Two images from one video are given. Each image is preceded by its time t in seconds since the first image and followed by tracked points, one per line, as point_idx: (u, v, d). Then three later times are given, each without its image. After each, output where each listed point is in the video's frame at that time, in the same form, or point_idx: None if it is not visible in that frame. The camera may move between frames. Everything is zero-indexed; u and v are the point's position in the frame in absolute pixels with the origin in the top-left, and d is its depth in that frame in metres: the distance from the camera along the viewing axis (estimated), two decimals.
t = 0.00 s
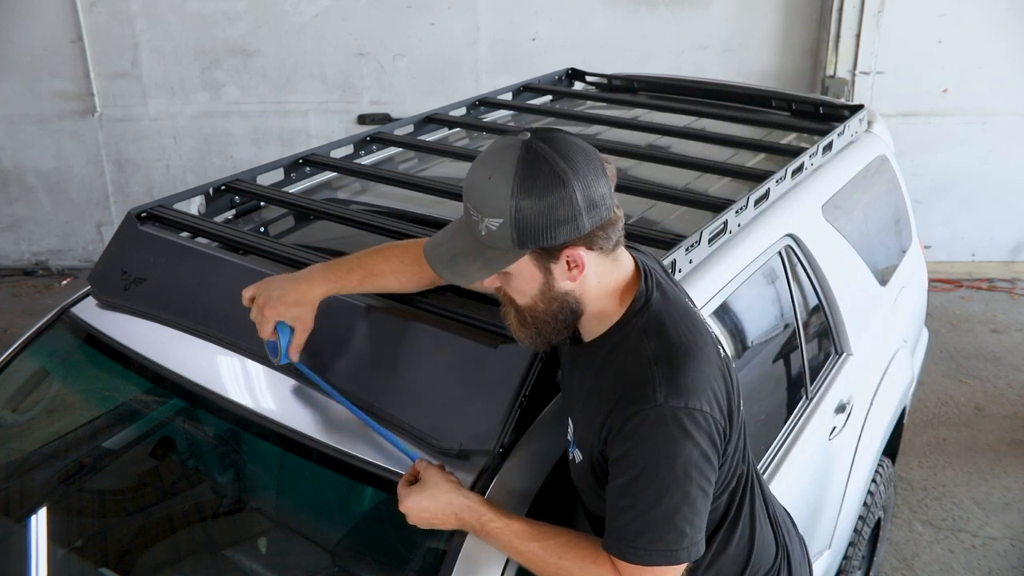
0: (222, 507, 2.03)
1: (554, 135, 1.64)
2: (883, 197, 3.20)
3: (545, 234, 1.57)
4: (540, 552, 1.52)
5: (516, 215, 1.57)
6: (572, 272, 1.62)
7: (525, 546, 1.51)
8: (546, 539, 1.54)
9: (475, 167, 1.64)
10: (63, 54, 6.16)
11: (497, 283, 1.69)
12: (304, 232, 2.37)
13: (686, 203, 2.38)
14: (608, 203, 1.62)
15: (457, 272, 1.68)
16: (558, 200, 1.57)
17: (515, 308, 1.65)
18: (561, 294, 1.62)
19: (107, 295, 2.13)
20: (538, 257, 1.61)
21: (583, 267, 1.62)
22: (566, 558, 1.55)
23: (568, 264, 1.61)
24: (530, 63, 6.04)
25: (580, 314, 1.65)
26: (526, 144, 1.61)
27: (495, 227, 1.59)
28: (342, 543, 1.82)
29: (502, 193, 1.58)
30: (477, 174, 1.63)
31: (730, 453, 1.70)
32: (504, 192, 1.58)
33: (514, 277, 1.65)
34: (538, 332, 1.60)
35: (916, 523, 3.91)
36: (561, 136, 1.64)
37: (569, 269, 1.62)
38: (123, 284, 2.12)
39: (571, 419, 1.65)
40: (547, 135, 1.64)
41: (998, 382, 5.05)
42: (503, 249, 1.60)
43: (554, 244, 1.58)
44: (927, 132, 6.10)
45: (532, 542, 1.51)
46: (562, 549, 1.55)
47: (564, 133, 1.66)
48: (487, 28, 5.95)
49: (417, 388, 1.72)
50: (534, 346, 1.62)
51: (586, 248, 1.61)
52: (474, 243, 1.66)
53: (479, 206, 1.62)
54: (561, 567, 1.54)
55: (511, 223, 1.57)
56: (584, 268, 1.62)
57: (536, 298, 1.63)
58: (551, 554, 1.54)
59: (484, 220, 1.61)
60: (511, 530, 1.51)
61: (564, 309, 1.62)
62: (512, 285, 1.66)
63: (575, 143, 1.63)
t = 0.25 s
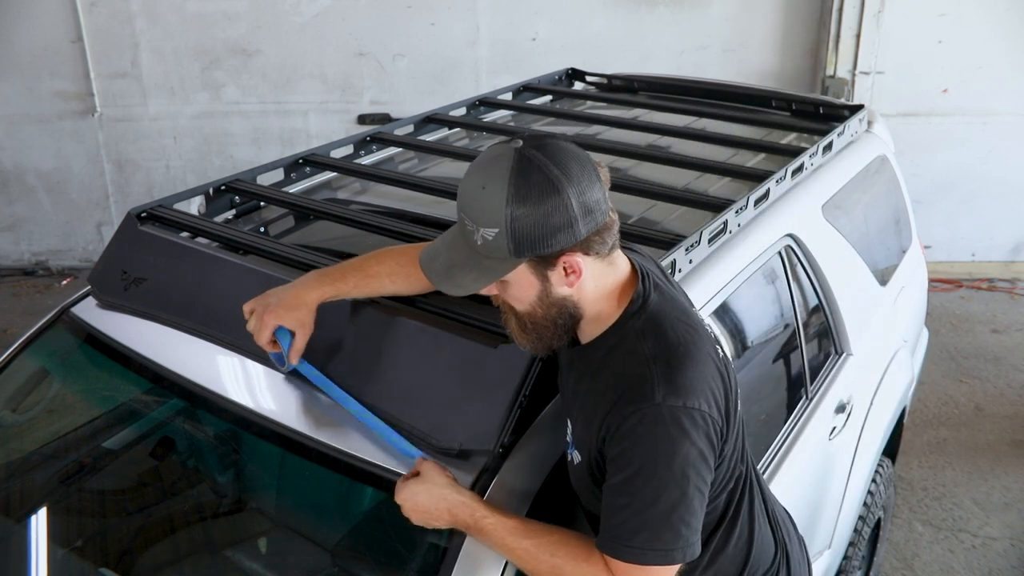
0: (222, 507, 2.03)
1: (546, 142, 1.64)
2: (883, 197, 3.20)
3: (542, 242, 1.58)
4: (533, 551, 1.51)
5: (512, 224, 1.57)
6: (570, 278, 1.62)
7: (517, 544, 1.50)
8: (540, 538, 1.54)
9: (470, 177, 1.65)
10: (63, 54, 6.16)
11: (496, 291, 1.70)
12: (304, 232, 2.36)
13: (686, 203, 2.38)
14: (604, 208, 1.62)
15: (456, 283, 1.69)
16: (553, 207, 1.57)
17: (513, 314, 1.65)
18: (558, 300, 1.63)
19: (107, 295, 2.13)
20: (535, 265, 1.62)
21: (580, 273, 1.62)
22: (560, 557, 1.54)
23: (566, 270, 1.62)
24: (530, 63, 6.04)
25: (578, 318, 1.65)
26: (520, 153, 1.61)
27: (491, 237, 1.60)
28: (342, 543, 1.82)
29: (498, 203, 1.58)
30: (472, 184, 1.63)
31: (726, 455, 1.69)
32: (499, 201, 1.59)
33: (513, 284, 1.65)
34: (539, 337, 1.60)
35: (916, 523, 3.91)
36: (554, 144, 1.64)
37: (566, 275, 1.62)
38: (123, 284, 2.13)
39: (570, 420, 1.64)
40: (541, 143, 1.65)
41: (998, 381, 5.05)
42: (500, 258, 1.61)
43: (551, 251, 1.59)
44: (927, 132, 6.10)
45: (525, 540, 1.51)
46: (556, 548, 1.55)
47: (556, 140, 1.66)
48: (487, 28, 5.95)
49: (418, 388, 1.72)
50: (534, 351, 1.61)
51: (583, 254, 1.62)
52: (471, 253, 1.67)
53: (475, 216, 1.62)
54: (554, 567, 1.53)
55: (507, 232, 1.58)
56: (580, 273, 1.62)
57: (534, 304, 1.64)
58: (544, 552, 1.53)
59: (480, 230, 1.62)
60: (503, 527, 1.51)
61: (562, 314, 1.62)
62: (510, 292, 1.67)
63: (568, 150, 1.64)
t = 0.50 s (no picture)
0: (222, 507, 2.03)
1: (536, 154, 1.62)
2: (882, 197, 3.20)
3: (532, 257, 1.57)
4: (526, 548, 1.51)
5: (502, 239, 1.56)
6: (562, 289, 1.61)
7: (511, 539, 1.51)
8: (536, 537, 1.54)
9: (458, 189, 1.63)
10: (63, 54, 6.16)
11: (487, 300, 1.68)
12: (304, 232, 2.36)
13: (686, 202, 2.38)
14: (594, 219, 1.61)
15: (445, 296, 1.67)
16: (542, 221, 1.56)
17: (506, 324, 1.65)
18: (551, 311, 1.62)
19: (107, 295, 2.13)
20: (526, 278, 1.61)
21: (572, 284, 1.61)
22: (553, 558, 1.54)
23: (558, 281, 1.61)
24: (530, 63, 6.04)
25: (570, 327, 1.65)
26: (509, 166, 1.59)
27: (480, 250, 1.58)
28: (342, 543, 1.82)
29: (487, 218, 1.57)
30: (460, 196, 1.61)
31: (721, 459, 1.69)
32: (489, 216, 1.57)
33: (504, 296, 1.64)
34: (533, 345, 1.61)
35: (916, 523, 3.91)
36: (544, 155, 1.62)
37: (558, 287, 1.62)
38: (123, 284, 2.13)
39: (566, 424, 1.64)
40: (531, 154, 1.63)
41: (998, 381, 5.05)
42: (490, 272, 1.59)
43: (542, 264, 1.58)
44: (927, 132, 6.10)
45: (519, 536, 1.51)
46: (551, 547, 1.55)
47: (546, 151, 1.64)
48: (487, 28, 5.95)
49: (419, 388, 1.72)
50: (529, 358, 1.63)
51: (574, 266, 1.61)
52: (460, 265, 1.65)
53: (463, 230, 1.60)
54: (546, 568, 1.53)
55: (496, 246, 1.56)
56: (572, 285, 1.62)
57: (527, 315, 1.63)
58: (538, 551, 1.53)
59: (469, 243, 1.60)
60: (498, 521, 1.52)
61: (555, 324, 1.62)
62: (501, 303, 1.66)
63: (558, 162, 1.62)
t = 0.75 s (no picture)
0: (222, 507, 2.03)
1: (524, 166, 1.60)
2: (883, 197, 3.20)
3: (519, 271, 1.56)
4: (525, 552, 1.51)
5: (489, 253, 1.55)
6: (551, 300, 1.61)
7: (508, 544, 1.50)
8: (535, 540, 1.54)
9: (446, 202, 1.62)
10: (63, 54, 6.16)
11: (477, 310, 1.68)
12: (304, 232, 2.36)
13: (685, 202, 2.38)
14: (583, 231, 1.60)
15: (433, 308, 1.66)
16: (530, 235, 1.55)
17: (495, 334, 1.65)
18: (540, 322, 1.62)
19: (107, 295, 2.13)
20: (514, 290, 1.60)
21: (561, 295, 1.61)
22: (552, 561, 1.54)
23: (547, 293, 1.61)
24: (530, 63, 6.04)
25: (560, 336, 1.65)
26: (497, 179, 1.58)
27: (468, 263, 1.58)
28: (342, 543, 1.82)
29: (475, 232, 1.56)
30: (448, 209, 1.60)
31: (721, 461, 1.69)
32: (476, 231, 1.56)
33: (493, 307, 1.64)
34: (524, 356, 1.61)
35: (916, 523, 3.91)
36: (532, 167, 1.60)
37: (547, 298, 1.61)
38: (123, 284, 2.13)
39: (564, 429, 1.64)
40: (519, 166, 1.61)
41: (998, 382, 5.05)
42: (478, 285, 1.59)
43: (530, 278, 1.57)
44: (927, 132, 6.10)
45: (517, 540, 1.51)
46: (550, 550, 1.55)
47: (535, 162, 1.62)
48: (487, 28, 5.95)
49: (419, 388, 1.72)
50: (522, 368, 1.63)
51: (563, 277, 1.60)
52: (449, 277, 1.64)
53: (451, 243, 1.60)
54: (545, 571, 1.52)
55: (484, 260, 1.56)
56: (562, 297, 1.61)
57: (517, 326, 1.62)
58: (537, 554, 1.52)
59: (458, 256, 1.59)
60: (496, 525, 1.51)
61: (545, 334, 1.62)
62: (490, 314, 1.65)
63: (546, 174, 1.60)
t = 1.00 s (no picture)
0: (222, 507, 2.03)
1: (522, 160, 1.62)
2: (883, 197, 3.20)
3: (518, 263, 1.57)
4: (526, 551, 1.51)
5: (488, 246, 1.56)
6: (550, 294, 1.61)
7: (511, 542, 1.51)
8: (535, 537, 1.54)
9: (445, 197, 1.63)
10: (63, 54, 6.16)
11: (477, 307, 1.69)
12: (304, 232, 2.36)
13: (685, 202, 2.39)
14: (581, 225, 1.61)
15: (434, 302, 1.67)
16: (528, 228, 1.56)
17: (495, 330, 1.65)
18: (540, 317, 1.62)
19: (107, 295, 2.13)
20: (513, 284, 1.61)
21: (561, 289, 1.61)
22: (552, 559, 1.54)
23: (546, 287, 1.61)
24: (530, 63, 6.04)
25: (561, 332, 1.65)
26: (495, 173, 1.59)
27: (466, 258, 1.59)
28: (342, 543, 1.83)
29: (473, 225, 1.57)
30: (446, 203, 1.61)
31: (720, 459, 1.68)
32: (474, 224, 1.57)
33: (492, 302, 1.64)
34: (524, 351, 1.61)
35: (916, 523, 3.91)
36: (530, 162, 1.62)
37: (546, 293, 1.62)
38: (123, 284, 2.13)
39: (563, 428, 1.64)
40: (517, 161, 1.62)
41: (998, 382, 5.05)
42: (477, 278, 1.59)
43: (529, 270, 1.58)
44: (927, 132, 6.10)
45: (519, 539, 1.51)
46: (550, 548, 1.55)
47: (533, 157, 1.64)
48: (487, 28, 5.95)
49: (420, 389, 1.71)
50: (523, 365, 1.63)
51: (562, 271, 1.61)
52: (448, 271, 1.65)
53: (450, 236, 1.60)
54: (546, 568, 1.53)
55: (483, 253, 1.56)
56: (561, 291, 1.62)
57: (516, 321, 1.63)
58: (537, 553, 1.53)
59: (457, 250, 1.60)
60: (498, 524, 1.51)
61: (545, 330, 1.62)
62: (490, 309, 1.66)
63: (544, 168, 1.62)
